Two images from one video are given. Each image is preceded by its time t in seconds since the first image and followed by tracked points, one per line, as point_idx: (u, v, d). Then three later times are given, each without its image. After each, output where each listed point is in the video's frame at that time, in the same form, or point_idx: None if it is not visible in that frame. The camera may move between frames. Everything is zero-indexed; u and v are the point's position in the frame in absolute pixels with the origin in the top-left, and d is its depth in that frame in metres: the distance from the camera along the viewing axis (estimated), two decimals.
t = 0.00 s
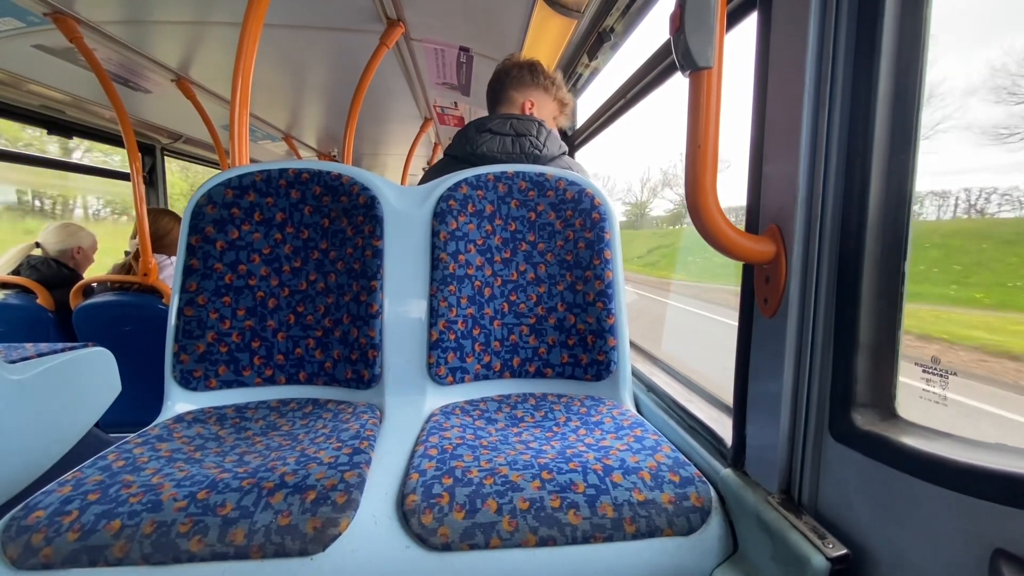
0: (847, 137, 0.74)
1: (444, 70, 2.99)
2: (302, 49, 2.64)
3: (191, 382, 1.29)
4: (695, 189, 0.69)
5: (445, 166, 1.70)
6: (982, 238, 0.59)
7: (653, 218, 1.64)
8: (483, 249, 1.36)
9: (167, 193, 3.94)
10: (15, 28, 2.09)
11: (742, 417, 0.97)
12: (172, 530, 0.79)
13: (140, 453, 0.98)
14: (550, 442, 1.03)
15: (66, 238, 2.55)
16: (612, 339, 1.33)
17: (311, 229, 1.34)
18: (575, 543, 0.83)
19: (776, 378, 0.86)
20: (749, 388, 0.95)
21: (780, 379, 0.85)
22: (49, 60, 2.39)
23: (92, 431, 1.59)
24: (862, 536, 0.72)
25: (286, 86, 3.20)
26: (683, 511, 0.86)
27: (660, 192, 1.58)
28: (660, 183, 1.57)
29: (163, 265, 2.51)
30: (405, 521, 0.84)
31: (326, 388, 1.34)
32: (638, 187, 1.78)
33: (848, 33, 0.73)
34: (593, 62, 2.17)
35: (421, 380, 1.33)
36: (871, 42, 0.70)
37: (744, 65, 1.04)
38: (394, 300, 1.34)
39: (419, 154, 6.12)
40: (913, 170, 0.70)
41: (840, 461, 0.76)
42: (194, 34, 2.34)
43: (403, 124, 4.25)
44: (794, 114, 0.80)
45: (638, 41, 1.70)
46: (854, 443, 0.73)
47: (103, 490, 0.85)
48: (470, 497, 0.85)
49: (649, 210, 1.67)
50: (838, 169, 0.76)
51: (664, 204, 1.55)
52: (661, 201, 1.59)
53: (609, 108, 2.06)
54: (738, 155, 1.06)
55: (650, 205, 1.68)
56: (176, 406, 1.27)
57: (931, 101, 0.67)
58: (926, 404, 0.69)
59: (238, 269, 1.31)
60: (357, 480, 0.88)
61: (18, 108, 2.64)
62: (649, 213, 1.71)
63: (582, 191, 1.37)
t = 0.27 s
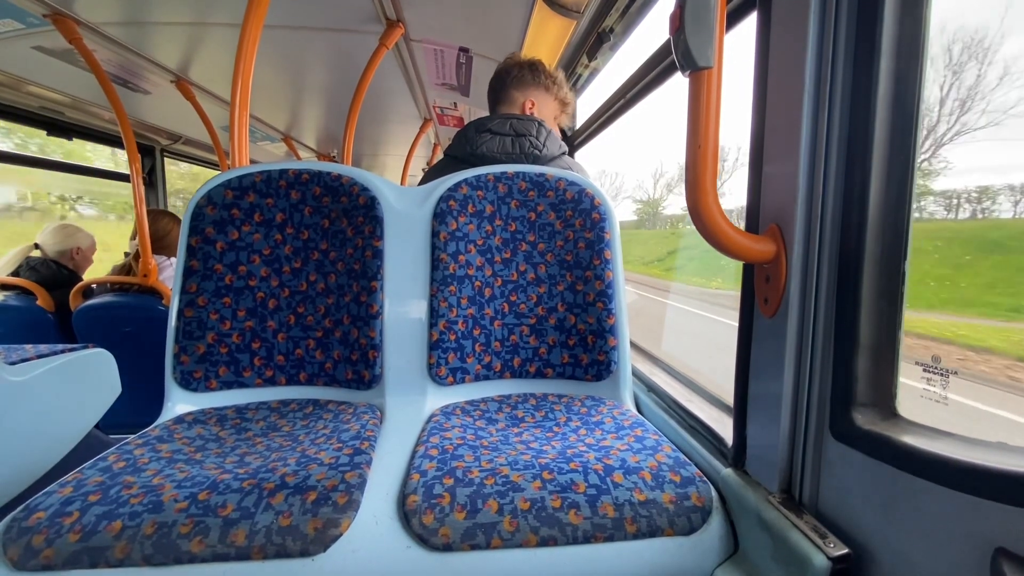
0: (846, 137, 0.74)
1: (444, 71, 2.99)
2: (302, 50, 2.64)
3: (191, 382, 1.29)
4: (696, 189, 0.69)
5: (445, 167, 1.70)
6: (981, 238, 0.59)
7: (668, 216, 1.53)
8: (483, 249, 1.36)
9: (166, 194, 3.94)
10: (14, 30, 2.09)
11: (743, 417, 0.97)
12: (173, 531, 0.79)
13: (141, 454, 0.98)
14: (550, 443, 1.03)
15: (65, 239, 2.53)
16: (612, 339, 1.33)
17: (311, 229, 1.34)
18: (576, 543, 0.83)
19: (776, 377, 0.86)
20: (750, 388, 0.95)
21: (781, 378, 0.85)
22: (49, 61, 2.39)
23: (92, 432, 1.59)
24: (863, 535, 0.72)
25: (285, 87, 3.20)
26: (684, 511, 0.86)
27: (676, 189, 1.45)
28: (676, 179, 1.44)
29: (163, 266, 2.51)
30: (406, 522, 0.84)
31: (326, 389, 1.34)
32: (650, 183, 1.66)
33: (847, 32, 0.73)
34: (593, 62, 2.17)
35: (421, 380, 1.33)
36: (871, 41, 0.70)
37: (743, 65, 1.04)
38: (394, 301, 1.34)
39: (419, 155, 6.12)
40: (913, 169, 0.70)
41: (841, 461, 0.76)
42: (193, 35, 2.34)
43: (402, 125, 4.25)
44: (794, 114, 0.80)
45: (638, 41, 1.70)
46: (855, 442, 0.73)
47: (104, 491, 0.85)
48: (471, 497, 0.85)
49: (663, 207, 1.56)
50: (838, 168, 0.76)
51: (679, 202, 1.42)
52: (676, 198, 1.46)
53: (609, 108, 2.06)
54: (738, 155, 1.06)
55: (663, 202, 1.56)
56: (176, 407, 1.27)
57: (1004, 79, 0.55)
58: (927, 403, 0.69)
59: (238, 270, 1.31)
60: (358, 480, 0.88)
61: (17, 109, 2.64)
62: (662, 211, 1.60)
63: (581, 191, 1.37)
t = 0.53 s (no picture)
0: (847, 139, 0.74)
1: (444, 71, 2.99)
2: (302, 51, 2.64)
3: (192, 383, 1.29)
4: (696, 192, 0.69)
5: (445, 168, 1.70)
6: (982, 239, 0.59)
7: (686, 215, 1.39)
8: (483, 250, 1.36)
9: (167, 195, 3.95)
10: (15, 30, 2.09)
11: (743, 418, 0.97)
12: (174, 532, 0.79)
13: (141, 455, 0.98)
14: (551, 444, 1.03)
15: (63, 240, 2.53)
16: (612, 340, 1.33)
17: (311, 230, 1.34)
18: (577, 545, 0.83)
19: (777, 379, 0.86)
20: (750, 389, 0.95)
21: (781, 380, 0.85)
22: (50, 61, 2.39)
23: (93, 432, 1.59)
24: (864, 536, 0.72)
25: (286, 87, 3.20)
26: (684, 512, 0.86)
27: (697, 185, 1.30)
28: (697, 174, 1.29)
29: (164, 266, 2.51)
30: (407, 523, 0.84)
31: (326, 390, 1.34)
32: (664, 179, 1.53)
33: (848, 34, 0.73)
34: (593, 63, 2.17)
35: (422, 381, 1.33)
36: (871, 43, 0.70)
37: (743, 67, 1.05)
38: (395, 302, 1.34)
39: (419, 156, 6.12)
40: (914, 171, 0.70)
41: (841, 462, 0.76)
42: (194, 35, 2.34)
43: (403, 126, 4.24)
44: (794, 116, 0.80)
45: (638, 42, 1.70)
46: (855, 444, 0.73)
47: (104, 492, 0.85)
48: (472, 498, 0.85)
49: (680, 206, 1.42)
50: (838, 170, 0.76)
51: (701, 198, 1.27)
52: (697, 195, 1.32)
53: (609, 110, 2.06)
54: (738, 156, 1.07)
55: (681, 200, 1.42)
56: (177, 408, 1.27)
57: (1008, 81, 0.55)
58: (927, 405, 0.69)
59: (239, 271, 1.31)
60: (359, 481, 0.88)
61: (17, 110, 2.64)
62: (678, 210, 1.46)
63: (582, 192, 1.38)
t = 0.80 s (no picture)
0: (846, 140, 0.75)
1: (445, 71, 2.99)
2: (303, 51, 2.64)
3: (192, 382, 1.29)
4: (696, 192, 0.69)
5: (446, 168, 1.70)
6: (981, 240, 0.59)
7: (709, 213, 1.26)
8: (483, 250, 1.36)
9: (167, 194, 3.95)
10: (16, 29, 2.09)
11: (742, 418, 0.97)
12: (173, 531, 0.79)
13: (141, 454, 0.98)
14: (550, 443, 1.03)
15: (62, 238, 2.53)
16: (612, 341, 1.33)
17: (311, 230, 1.34)
18: (576, 545, 0.83)
19: (776, 380, 0.86)
20: (750, 389, 0.95)
21: (781, 380, 0.85)
22: (50, 60, 2.39)
23: (93, 431, 1.59)
24: (863, 537, 0.72)
25: (286, 87, 3.20)
26: (683, 512, 0.86)
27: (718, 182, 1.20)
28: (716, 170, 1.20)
29: (164, 266, 2.51)
30: (406, 523, 0.84)
31: (326, 389, 1.34)
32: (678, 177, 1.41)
33: (848, 35, 0.73)
34: (593, 63, 2.17)
35: (421, 381, 1.33)
36: (871, 44, 0.70)
37: (744, 68, 1.05)
38: (394, 301, 1.35)
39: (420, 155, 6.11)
40: (913, 172, 0.70)
41: (840, 463, 0.76)
42: (195, 35, 2.34)
43: (403, 125, 4.24)
44: (794, 117, 0.80)
45: (638, 43, 1.70)
46: (854, 444, 0.73)
47: (104, 491, 0.85)
48: (471, 498, 0.85)
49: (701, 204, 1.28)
50: (838, 171, 0.76)
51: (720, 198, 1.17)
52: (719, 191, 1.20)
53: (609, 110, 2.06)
54: (738, 157, 1.07)
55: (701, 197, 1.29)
56: (177, 407, 1.27)
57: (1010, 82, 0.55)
58: (927, 405, 0.69)
59: (239, 270, 1.31)
60: (358, 481, 0.88)
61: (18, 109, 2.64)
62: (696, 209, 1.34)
63: (582, 192, 1.38)
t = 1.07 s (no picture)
0: (846, 141, 0.75)
1: (445, 71, 2.99)
2: (304, 51, 2.65)
3: (192, 382, 1.29)
4: (696, 193, 0.69)
5: (446, 168, 1.70)
6: (981, 241, 0.59)
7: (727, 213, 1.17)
8: (483, 250, 1.36)
9: (168, 194, 3.95)
10: (17, 29, 2.10)
11: (742, 419, 0.97)
12: (172, 531, 0.79)
13: (141, 454, 0.98)
14: (550, 444, 1.03)
15: (59, 235, 2.54)
16: (612, 341, 1.33)
17: (311, 230, 1.34)
18: (576, 545, 0.83)
19: (776, 380, 0.86)
20: (750, 390, 0.95)
21: (781, 381, 0.85)
22: (51, 60, 2.39)
23: (93, 431, 1.59)
24: (863, 538, 0.72)
25: (287, 87, 3.20)
26: (683, 513, 0.86)
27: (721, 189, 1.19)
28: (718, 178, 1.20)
29: (164, 266, 2.51)
30: (406, 523, 0.84)
31: (326, 389, 1.34)
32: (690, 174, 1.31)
33: (848, 36, 0.73)
34: (594, 63, 2.17)
35: (421, 381, 1.33)
36: (871, 46, 0.70)
37: (744, 69, 1.05)
38: (394, 302, 1.35)
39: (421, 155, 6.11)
40: (913, 173, 0.70)
41: (840, 463, 0.76)
42: (195, 35, 2.34)
43: (404, 125, 4.24)
44: (794, 118, 0.80)
45: (638, 44, 1.71)
46: (854, 445, 0.73)
47: (104, 491, 0.85)
48: (471, 499, 0.85)
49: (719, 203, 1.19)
50: (838, 172, 0.76)
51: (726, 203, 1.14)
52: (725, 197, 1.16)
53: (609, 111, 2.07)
54: (739, 158, 1.07)
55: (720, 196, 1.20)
56: (177, 407, 1.27)
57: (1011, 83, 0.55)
58: (927, 406, 0.69)
59: (239, 270, 1.31)
60: (358, 481, 0.88)
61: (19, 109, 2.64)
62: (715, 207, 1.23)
63: (582, 193, 1.38)
